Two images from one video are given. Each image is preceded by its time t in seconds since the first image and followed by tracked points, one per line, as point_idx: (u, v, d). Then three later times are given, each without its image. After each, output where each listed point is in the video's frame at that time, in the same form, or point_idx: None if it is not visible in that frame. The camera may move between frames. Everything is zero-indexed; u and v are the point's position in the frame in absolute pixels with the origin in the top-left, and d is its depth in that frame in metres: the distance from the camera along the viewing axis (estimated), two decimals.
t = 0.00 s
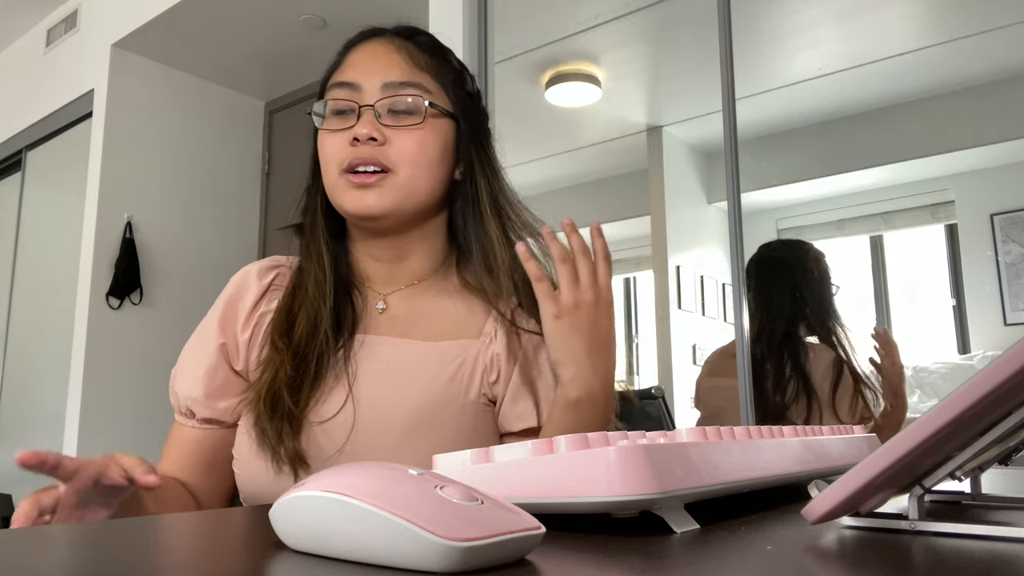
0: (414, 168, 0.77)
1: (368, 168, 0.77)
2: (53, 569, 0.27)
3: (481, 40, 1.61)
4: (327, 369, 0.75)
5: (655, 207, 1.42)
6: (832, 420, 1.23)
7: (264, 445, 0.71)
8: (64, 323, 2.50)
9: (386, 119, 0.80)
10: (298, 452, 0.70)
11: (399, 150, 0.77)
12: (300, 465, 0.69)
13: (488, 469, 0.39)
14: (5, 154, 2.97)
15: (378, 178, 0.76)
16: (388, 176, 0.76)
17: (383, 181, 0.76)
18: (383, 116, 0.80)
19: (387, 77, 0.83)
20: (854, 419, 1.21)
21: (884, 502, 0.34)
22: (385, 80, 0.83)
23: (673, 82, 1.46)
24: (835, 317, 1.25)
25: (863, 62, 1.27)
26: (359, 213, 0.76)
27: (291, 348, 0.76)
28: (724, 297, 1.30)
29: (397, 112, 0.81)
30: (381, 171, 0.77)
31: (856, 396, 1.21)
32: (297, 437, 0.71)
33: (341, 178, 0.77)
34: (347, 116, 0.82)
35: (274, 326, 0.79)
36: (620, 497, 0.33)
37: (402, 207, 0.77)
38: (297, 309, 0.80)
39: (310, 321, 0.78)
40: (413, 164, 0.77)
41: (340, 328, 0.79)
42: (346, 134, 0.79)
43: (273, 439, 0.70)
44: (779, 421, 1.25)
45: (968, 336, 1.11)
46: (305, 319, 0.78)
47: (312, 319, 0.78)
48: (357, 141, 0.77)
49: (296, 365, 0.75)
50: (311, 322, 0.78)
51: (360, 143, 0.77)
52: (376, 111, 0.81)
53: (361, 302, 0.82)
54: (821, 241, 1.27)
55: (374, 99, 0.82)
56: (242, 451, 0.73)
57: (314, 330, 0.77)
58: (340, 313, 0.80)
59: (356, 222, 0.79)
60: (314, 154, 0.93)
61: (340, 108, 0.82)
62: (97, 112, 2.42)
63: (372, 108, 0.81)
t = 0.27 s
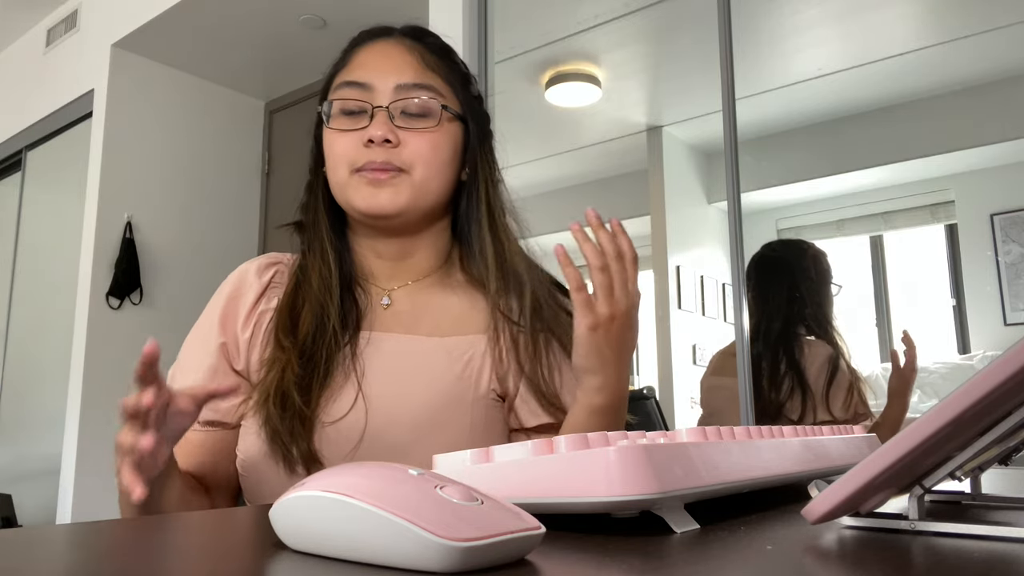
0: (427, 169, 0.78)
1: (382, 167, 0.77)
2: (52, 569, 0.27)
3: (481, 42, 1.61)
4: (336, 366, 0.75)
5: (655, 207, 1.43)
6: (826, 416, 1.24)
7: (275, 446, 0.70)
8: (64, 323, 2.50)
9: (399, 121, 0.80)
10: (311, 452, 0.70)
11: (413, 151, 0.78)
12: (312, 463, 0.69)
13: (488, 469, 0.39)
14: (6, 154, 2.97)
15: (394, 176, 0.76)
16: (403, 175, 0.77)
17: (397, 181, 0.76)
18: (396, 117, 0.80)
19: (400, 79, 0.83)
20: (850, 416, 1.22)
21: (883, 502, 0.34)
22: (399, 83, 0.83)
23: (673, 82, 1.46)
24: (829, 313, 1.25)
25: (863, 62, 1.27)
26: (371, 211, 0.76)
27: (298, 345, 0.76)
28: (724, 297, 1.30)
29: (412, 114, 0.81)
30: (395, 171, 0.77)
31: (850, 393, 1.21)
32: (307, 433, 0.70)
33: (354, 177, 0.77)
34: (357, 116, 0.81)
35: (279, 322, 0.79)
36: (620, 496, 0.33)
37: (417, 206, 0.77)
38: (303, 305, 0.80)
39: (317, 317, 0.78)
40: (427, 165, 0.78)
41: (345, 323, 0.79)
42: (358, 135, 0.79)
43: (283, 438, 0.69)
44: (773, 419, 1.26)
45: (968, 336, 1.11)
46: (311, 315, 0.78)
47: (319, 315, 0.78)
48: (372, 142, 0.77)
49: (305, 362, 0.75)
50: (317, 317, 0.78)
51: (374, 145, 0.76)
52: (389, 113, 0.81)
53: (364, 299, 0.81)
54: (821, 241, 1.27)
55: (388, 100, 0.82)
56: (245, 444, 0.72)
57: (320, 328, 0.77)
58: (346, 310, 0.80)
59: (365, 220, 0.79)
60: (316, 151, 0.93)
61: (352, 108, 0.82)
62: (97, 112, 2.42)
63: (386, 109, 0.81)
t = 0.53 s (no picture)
0: (434, 183, 0.78)
1: (389, 184, 0.76)
2: (52, 569, 0.27)
3: (481, 42, 1.60)
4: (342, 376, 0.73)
5: (655, 206, 1.43)
6: (821, 416, 1.22)
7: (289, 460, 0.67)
8: (64, 323, 2.50)
9: (405, 133, 0.80)
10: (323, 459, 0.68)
11: (420, 165, 0.77)
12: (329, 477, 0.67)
13: (488, 469, 0.39)
14: (5, 154, 2.97)
15: (401, 194, 0.76)
16: (412, 191, 0.76)
17: (406, 198, 0.76)
18: (404, 130, 0.80)
19: (406, 87, 0.84)
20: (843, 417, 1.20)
21: (883, 502, 0.34)
22: (404, 90, 0.83)
23: (673, 82, 1.46)
24: (830, 315, 1.26)
25: (863, 62, 1.27)
26: (379, 227, 0.76)
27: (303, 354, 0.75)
28: (724, 297, 1.30)
29: (420, 126, 0.82)
30: (402, 188, 0.76)
31: (848, 392, 1.20)
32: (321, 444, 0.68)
33: (361, 193, 0.76)
34: (363, 127, 0.81)
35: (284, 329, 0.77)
36: (621, 496, 0.33)
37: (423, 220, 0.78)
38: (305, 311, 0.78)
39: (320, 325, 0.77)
40: (435, 179, 0.78)
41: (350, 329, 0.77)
42: (364, 146, 0.78)
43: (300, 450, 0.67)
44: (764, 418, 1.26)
45: (968, 336, 1.11)
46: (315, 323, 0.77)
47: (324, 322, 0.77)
48: (380, 155, 0.76)
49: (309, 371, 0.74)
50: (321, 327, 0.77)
51: (382, 158, 0.76)
52: (396, 125, 0.81)
53: (367, 302, 0.79)
54: (821, 241, 1.27)
55: (394, 113, 0.82)
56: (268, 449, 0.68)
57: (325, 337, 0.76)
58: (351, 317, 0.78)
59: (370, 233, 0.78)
60: (311, 152, 0.91)
61: (357, 117, 0.82)
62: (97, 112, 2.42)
63: (392, 121, 0.81)
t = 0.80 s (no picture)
0: (428, 186, 0.78)
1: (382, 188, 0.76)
2: (51, 569, 0.27)
3: (481, 41, 1.59)
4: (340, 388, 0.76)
5: (655, 206, 1.43)
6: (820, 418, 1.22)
7: (282, 472, 0.70)
8: (64, 323, 2.50)
9: (396, 136, 0.80)
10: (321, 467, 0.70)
11: (413, 167, 0.78)
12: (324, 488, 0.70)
13: (488, 469, 0.39)
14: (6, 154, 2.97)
15: (395, 198, 0.76)
16: (406, 194, 0.77)
17: (400, 202, 0.76)
18: (393, 132, 0.81)
19: (394, 89, 0.83)
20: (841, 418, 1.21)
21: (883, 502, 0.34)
22: (393, 93, 0.83)
23: (673, 82, 1.45)
24: (840, 320, 1.24)
25: (863, 62, 1.27)
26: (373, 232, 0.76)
27: (297, 368, 0.76)
28: (724, 297, 1.29)
29: (410, 128, 0.82)
30: (397, 192, 0.77)
31: (848, 396, 1.20)
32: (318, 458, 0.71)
33: (352, 198, 0.77)
34: (353, 132, 0.82)
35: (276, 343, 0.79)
36: (621, 496, 0.33)
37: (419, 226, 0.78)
38: (299, 320, 0.80)
39: (314, 334, 0.79)
40: (428, 182, 0.78)
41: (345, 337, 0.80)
42: (354, 151, 0.79)
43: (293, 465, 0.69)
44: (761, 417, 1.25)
45: (968, 336, 1.11)
46: (308, 334, 0.79)
47: (318, 336, 0.79)
48: (370, 160, 0.76)
49: (307, 384, 0.76)
50: (316, 339, 0.79)
51: (372, 163, 0.76)
52: (385, 128, 0.81)
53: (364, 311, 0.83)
54: (820, 241, 1.29)
55: (383, 116, 0.82)
56: (250, 468, 0.73)
57: (320, 349, 0.78)
58: (347, 324, 0.81)
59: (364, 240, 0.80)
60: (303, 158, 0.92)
61: (347, 122, 0.82)
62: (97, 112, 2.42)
63: (381, 125, 0.81)
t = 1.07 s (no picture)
0: (411, 185, 0.79)
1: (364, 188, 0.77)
2: (51, 569, 0.27)
3: (481, 39, 1.60)
4: (321, 392, 0.76)
5: (655, 207, 1.42)
6: (825, 416, 1.24)
7: (265, 481, 0.72)
8: (64, 323, 2.51)
9: (380, 133, 0.81)
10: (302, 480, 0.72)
11: (397, 166, 0.78)
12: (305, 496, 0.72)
13: (488, 469, 0.39)
14: (6, 154, 2.97)
15: (379, 197, 0.77)
16: (389, 194, 0.77)
17: (383, 201, 0.77)
18: (377, 130, 0.81)
19: (381, 84, 0.83)
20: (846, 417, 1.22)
21: (884, 502, 0.34)
22: (379, 88, 0.83)
23: (673, 82, 1.45)
24: (845, 324, 1.23)
25: (863, 62, 1.27)
26: (356, 231, 0.77)
27: (276, 372, 0.76)
28: (724, 297, 1.30)
29: (395, 125, 0.82)
30: (379, 190, 0.77)
31: (854, 393, 1.20)
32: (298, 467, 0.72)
33: (334, 196, 0.77)
34: (335, 127, 0.82)
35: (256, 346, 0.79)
36: (621, 496, 0.33)
37: (401, 225, 0.79)
38: (277, 321, 0.81)
39: (293, 337, 0.79)
40: (411, 181, 0.79)
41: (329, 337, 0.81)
42: (336, 148, 0.79)
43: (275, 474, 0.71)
44: (765, 416, 1.26)
45: (968, 336, 1.11)
46: (287, 336, 0.79)
47: (296, 338, 0.79)
48: (352, 158, 0.77)
49: (286, 390, 0.76)
50: (294, 342, 0.79)
51: (354, 162, 0.77)
52: (369, 124, 0.81)
53: (347, 311, 0.84)
54: (820, 241, 1.28)
55: (366, 111, 0.82)
56: (234, 477, 0.75)
57: (299, 350, 0.78)
58: (328, 324, 0.82)
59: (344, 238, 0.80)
60: (283, 152, 0.92)
61: (330, 117, 0.82)
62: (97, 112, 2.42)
63: (365, 121, 0.81)
